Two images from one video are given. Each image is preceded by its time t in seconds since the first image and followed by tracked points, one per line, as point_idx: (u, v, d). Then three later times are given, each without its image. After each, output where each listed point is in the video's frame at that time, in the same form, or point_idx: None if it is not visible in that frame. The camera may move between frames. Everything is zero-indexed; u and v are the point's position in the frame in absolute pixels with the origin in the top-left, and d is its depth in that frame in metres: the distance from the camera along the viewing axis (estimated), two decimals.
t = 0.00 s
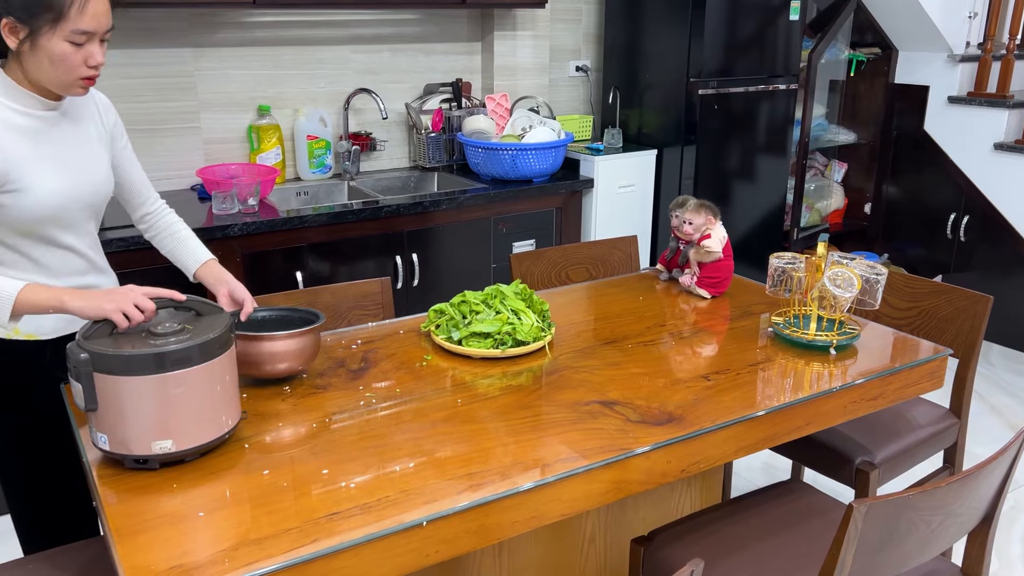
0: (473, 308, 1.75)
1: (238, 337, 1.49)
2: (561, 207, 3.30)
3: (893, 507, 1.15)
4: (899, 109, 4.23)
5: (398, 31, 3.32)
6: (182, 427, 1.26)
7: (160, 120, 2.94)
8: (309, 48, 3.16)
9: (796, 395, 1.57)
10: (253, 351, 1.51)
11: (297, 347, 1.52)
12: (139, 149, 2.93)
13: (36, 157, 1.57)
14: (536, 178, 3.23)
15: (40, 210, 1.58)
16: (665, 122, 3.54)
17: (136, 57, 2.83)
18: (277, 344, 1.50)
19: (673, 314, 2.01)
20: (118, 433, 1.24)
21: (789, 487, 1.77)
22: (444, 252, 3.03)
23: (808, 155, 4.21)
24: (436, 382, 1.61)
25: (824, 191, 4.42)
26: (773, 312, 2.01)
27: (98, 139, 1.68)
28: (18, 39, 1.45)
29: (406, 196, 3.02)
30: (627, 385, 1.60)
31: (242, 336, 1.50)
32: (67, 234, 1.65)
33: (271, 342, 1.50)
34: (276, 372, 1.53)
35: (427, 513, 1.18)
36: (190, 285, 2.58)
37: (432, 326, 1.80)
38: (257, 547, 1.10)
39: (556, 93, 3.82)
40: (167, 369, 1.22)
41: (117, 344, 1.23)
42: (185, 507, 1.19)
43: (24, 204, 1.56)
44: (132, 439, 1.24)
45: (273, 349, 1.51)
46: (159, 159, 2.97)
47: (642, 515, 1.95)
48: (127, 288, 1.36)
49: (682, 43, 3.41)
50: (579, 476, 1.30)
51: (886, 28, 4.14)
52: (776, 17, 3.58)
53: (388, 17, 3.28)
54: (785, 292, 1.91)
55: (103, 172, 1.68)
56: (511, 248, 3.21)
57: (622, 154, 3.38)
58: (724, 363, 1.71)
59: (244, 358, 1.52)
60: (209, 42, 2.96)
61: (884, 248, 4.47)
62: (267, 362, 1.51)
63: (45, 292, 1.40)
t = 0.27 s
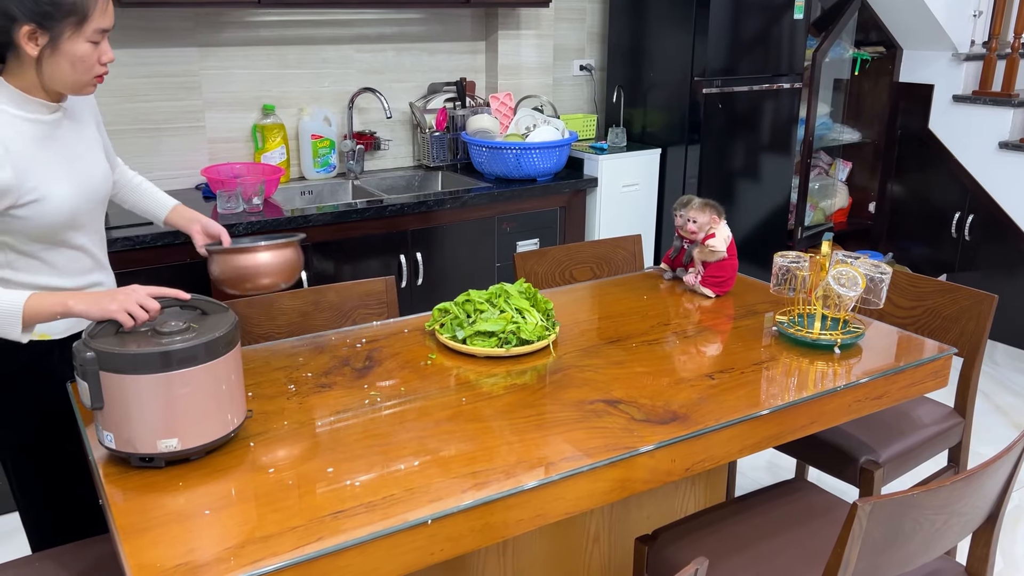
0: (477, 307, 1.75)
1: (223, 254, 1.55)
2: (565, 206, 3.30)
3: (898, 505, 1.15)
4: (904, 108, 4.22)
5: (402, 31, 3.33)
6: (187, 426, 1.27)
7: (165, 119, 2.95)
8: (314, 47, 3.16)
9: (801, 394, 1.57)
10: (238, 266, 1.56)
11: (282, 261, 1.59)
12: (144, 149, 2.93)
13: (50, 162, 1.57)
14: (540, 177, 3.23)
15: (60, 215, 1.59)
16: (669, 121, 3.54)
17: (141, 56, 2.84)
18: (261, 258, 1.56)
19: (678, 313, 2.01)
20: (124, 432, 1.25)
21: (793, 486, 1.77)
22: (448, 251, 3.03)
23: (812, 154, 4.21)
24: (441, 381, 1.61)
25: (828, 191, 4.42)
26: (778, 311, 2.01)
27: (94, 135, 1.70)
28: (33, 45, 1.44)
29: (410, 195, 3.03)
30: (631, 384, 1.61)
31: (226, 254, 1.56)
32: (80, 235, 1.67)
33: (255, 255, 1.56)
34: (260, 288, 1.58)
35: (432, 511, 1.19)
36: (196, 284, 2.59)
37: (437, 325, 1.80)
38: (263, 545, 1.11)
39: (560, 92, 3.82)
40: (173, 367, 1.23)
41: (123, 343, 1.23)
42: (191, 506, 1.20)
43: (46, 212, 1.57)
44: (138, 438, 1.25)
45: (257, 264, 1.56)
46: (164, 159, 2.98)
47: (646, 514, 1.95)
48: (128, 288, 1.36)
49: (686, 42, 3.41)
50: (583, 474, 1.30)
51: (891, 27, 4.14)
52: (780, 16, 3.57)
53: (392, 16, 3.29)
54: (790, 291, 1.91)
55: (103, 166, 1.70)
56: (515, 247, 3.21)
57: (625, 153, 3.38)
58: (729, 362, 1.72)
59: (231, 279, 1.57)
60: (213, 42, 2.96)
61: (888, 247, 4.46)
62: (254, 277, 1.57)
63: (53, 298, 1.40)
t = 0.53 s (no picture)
0: (479, 306, 1.75)
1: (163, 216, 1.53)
2: (568, 205, 3.30)
3: (901, 505, 1.15)
4: (907, 107, 4.22)
5: (405, 30, 3.33)
6: (190, 425, 1.27)
7: (168, 119, 2.95)
8: (316, 46, 3.16)
9: (804, 394, 1.57)
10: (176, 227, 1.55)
11: (217, 222, 1.60)
12: (147, 148, 2.94)
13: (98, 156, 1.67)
14: (543, 176, 3.23)
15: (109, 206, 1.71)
16: (671, 120, 3.53)
17: (144, 56, 2.84)
18: (200, 218, 1.57)
19: (681, 312, 2.01)
20: (127, 431, 1.25)
21: (796, 485, 1.77)
22: (451, 250, 3.03)
23: (814, 153, 4.20)
24: (443, 380, 1.61)
25: (831, 190, 4.43)
26: (781, 310, 2.01)
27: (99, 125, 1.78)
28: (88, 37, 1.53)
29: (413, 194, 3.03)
30: (634, 383, 1.60)
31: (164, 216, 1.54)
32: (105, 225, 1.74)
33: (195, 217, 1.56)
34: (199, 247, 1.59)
35: (434, 510, 1.19)
36: (199, 283, 2.59)
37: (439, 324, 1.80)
38: (266, 544, 1.11)
39: (562, 91, 3.82)
40: (176, 367, 1.23)
41: (126, 342, 1.23)
42: (194, 504, 1.20)
43: (105, 203, 1.68)
44: (141, 437, 1.25)
45: (196, 224, 1.57)
46: (167, 158, 2.98)
47: (649, 513, 1.95)
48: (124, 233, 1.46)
49: (689, 41, 3.41)
50: (586, 473, 1.30)
51: (894, 25, 4.13)
52: (783, 14, 3.57)
53: (395, 15, 3.29)
54: (792, 290, 1.91)
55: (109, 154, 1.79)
56: (518, 246, 3.21)
57: (628, 152, 3.38)
58: (731, 361, 1.71)
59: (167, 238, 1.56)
60: (216, 41, 2.96)
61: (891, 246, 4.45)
62: (192, 237, 1.57)
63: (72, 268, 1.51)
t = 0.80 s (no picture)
0: (481, 305, 1.74)
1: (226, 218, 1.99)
2: (570, 203, 3.29)
3: (903, 504, 1.15)
4: (909, 105, 4.21)
5: (406, 28, 3.33)
6: (191, 424, 1.27)
7: (169, 118, 2.95)
8: (318, 45, 3.16)
9: (805, 393, 1.57)
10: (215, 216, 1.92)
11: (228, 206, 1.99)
12: (149, 147, 2.94)
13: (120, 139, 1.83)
14: (544, 175, 3.23)
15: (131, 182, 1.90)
16: (673, 118, 3.53)
17: (146, 55, 2.85)
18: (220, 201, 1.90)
19: (683, 311, 2.00)
20: (128, 430, 1.25)
21: (798, 485, 1.76)
22: (452, 249, 3.03)
23: (817, 151, 4.19)
24: (444, 379, 1.61)
25: (833, 188, 4.40)
26: (783, 309, 2.00)
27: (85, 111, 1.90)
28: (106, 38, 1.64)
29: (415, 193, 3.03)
30: (635, 382, 1.60)
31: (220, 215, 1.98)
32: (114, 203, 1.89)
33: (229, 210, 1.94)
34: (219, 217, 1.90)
35: (435, 509, 1.19)
36: (201, 282, 2.59)
37: (440, 323, 1.80)
38: (267, 543, 1.11)
39: (564, 90, 3.82)
40: (176, 366, 1.23)
41: (126, 342, 1.24)
42: (195, 504, 1.20)
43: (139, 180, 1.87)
44: (142, 437, 1.25)
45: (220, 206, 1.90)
46: (169, 157, 2.98)
47: (650, 512, 1.95)
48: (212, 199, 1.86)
49: (691, 39, 3.40)
50: (587, 473, 1.30)
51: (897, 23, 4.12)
52: (786, 12, 3.56)
53: (396, 14, 3.29)
54: (794, 289, 1.91)
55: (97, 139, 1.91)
56: (520, 245, 3.21)
57: (629, 151, 3.38)
58: (733, 360, 1.71)
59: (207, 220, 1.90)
60: (218, 40, 2.97)
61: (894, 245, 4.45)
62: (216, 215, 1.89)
63: (182, 225, 1.79)
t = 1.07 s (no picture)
0: (482, 304, 1.74)
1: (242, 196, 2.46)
2: (571, 202, 3.30)
3: (904, 503, 1.15)
4: (911, 104, 4.20)
5: (407, 27, 3.33)
6: (192, 423, 1.27)
7: (171, 117, 2.95)
8: (319, 44, 3.16)
9: (806, 391, 1.56)
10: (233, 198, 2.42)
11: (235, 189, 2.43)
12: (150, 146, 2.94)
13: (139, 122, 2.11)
14: (545, 173, 3.23)
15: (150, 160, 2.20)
16: (675, 117, 3.53)
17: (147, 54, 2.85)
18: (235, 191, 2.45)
19: (684, 310, 2.00)
20: (129, 429, 1.25)
21: (799, 483, 1.76)
22: (453, 248, 3.03)
23: (818, 149, 4.19)
24: (445, 378, 1.61)
25: (834, 186, 4.40)
26: (784, 308, 2.00)
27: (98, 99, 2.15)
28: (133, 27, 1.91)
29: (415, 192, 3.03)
30: (636, 381, 1.60)
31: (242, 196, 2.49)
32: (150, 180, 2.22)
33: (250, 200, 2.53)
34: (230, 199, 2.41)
35: (436, 508, 1.19)
36: (202, 281, 2.59)
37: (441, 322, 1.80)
38: (268, 542, 1.11)
39: (564, 89, 3.82)
40: (177, 365, 1.23)
41: (128, 340, 1.24)
42: (196, 503, 1.20)
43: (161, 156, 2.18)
44: (143, 436, 1.25)
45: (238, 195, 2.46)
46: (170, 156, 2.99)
47: (651, 511, 1.95)
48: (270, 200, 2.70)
49: (692, 37, 3.40)
50: (588, 471, 1.30)
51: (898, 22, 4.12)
52: (787, 11, 3.56)
53: (397, 13, 3.29)
54: (795, 287, 1.91)
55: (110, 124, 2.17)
56: (520, 243, 3.21)
57: (630, 150, 3.38)
58: (734, 359, 1.71)
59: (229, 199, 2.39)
60: (218, 39, 2.97)
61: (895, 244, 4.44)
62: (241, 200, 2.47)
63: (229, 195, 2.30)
